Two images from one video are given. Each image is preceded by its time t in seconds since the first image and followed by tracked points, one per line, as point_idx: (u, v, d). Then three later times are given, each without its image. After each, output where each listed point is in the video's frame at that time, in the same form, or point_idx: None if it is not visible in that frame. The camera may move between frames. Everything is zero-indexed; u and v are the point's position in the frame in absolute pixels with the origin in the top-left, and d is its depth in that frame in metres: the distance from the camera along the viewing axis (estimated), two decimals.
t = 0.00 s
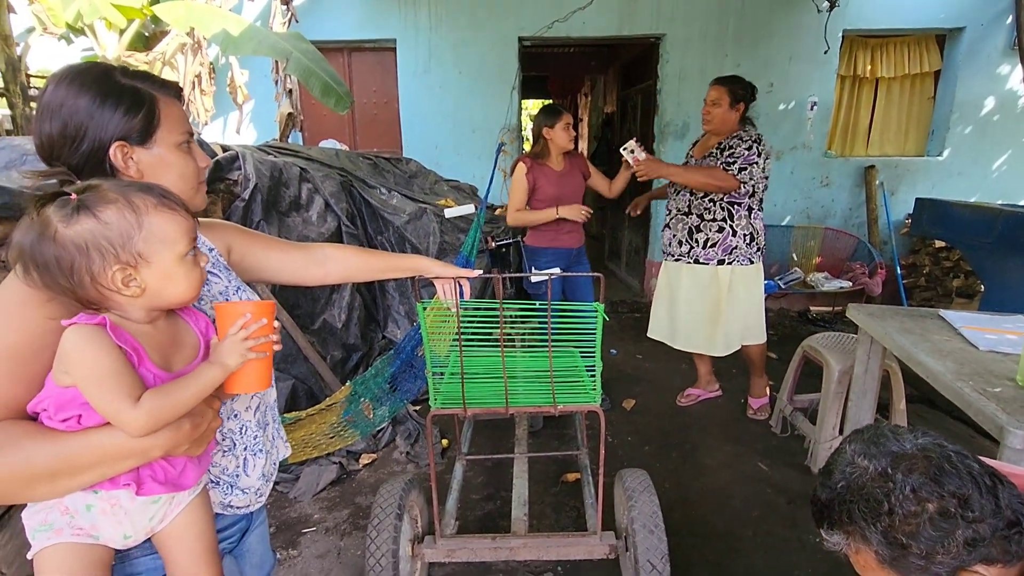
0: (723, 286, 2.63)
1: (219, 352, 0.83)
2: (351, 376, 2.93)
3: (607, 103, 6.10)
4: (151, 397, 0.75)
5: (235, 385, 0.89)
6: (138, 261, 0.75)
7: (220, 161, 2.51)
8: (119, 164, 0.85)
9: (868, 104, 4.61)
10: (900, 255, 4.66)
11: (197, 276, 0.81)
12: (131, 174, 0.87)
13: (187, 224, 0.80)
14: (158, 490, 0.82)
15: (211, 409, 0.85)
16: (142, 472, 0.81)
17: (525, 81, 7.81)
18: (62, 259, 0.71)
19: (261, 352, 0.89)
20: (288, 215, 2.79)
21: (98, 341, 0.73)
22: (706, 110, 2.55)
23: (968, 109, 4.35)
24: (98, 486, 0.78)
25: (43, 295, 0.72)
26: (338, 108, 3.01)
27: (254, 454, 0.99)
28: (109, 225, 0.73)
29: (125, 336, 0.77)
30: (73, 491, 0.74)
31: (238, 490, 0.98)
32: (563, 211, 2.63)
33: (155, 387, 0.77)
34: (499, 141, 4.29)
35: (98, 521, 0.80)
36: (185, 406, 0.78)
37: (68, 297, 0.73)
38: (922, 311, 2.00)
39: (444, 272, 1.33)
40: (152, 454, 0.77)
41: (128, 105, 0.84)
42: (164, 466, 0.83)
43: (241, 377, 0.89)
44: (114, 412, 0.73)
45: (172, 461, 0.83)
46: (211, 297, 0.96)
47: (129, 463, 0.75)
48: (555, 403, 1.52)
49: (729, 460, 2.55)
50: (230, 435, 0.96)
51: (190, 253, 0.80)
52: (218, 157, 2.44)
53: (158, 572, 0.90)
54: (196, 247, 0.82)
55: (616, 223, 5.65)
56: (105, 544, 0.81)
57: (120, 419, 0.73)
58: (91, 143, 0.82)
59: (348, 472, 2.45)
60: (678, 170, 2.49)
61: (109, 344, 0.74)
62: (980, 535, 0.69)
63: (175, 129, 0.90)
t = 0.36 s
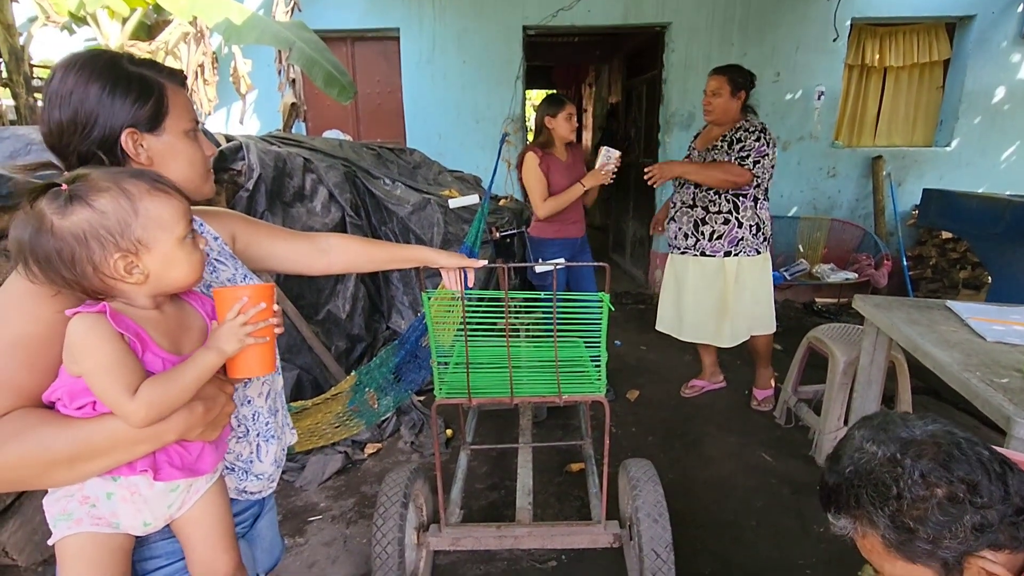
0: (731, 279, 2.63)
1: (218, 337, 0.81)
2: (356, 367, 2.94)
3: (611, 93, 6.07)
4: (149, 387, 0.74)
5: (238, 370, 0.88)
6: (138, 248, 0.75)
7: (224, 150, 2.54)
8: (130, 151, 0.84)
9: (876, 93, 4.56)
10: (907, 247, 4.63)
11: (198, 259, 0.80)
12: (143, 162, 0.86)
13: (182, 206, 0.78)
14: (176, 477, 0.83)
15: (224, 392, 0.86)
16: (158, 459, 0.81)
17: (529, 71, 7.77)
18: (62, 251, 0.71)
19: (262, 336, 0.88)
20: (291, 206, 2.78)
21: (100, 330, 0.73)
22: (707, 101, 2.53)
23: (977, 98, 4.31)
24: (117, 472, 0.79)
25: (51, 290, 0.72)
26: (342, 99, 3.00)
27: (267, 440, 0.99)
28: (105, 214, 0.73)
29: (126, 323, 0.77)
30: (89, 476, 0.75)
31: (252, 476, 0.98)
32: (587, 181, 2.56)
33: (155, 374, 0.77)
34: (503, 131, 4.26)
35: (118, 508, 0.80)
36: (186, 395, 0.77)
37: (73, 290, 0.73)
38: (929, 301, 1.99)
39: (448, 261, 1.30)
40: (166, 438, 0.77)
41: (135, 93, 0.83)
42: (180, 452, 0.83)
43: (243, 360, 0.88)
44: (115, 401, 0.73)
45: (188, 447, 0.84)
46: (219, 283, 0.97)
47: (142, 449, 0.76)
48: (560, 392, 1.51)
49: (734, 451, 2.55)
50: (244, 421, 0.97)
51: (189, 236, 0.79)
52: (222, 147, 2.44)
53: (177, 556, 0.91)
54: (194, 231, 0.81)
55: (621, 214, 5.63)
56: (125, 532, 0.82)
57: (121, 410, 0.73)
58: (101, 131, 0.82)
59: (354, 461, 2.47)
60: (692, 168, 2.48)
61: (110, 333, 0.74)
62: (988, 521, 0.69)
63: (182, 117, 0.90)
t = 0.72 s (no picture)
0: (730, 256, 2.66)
1: (193, 315, 0.79)
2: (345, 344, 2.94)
3: (600, 67, 6.00)
4: (120, 369, 0.73)
5: (220, 349, 0.86)
6: (113, 222, 0.74)
7: (205, 125, 2.51)
8: (105, 124, 0.83)
9: (863, 67, 4.56)
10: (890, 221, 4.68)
11: (176, 234, 0.79)
12: (118, 135, 0.85)
13: (156, 178, 0.77)
14: (162, 455, 0.82)
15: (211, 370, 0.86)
16: (144, 437, 0.81)
17: (517, 44, 7.65)
18: (34, 229, 0.70)
19: (241, 312, 0.85)
20: (276, 181, 2.74)
21: (74, 309, 0.72)
22: (706, 75, 2.51)
23: (963, 73, 4.33)
24: (103, 450, 0.79)
25: (26, 269, 0.71)
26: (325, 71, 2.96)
27: (257, 416, 1.00)
28: (75, 187, 0.71)
29: (102, 302, 0.76)
30: (75, 454, 0.75)
31: (244, 453, 0.99)
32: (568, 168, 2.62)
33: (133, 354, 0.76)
34: (490, 105, 4.22)
35: (106, 487, 0.80)
36: (163, 376, 0.76)
37: (49, 268, 0.73)
38: (910, 275, 2.02)
39: (437, 237, 1.29)
40: (150, 416, 0.77)
41: (111, 64, 0.82)
42: (166, 430, 0.83)
43: (224, 337, 0.86)
44: (89, 382, 0.72)
45: (174, 426, 0.83)
46: (206, 259, 0.96)
47: (126, 426, 0.76)
48: (550, 366, 1.52)
49: (719, 422, 2.61)
50: (234, 397, 0.97)
51: (165, 210, 0.78)
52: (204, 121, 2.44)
53: (168, 532, 0.92)
54: (171, 205, 0.79)
55: (609, 190, 5.62)
56: (114, 510, 0.82)
57: (96, 391, 0.72)
58: (74, 103, 0.80)
59: (345, 437, 2.48)
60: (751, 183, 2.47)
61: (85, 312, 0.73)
62: (964, 486, 0.72)
63: (160, 89, 0.87)
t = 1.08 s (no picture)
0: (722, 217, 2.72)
1: (123, 269, 0.72)
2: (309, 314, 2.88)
3: (564, 28, 5.90)
4: (46, 333, 0.69)
5: (157, 309, 0.81)
6: (28, 179, 0.69)
7: (147, 86, 2.32)
8: (17, 74, 0.77)
9: (822, 29, 4.59)
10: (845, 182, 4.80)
11: (101, 191, 0.74)
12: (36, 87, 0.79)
13: (75, 130, 0.72)
14: (104, 423, 0.79)
15: (153, 333, 0.82)
16: (83, 404, 0.78)
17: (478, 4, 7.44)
18: None
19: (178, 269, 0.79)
20: (228, 147, 2.63)
21: None
22: (699, 33, 2.49)
23: (916, 35, 4.41)
24: (40, 420, 0.76)
25: None
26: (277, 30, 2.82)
27: (210, 384, 0.97)
28: None
29: (25, 264, 0.71)
30: (9, 424, 0.72)
31: (197, 422, 0.97)
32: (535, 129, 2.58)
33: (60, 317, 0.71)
34: (452, 67, 4.11)
35: (46, 458, 0.77)
36: (94, 339, 0.72)
37: None
38: (863, 232, 2.08)
39: (396, 199, 1.26)
40: (88, 382, 0.75)
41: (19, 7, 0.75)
42: (108, 397, 0.80)
43: (160, 296, 0.80)
44: (13, 349, 0.68)
45: (116, 392, 0.80)
46: (148, 222, 0.91)
47: (61, 393, 0.73)
48: (517, 329, 1.53)
49: (682, 379, 2.68)
50: (184, 365, 0.93)
51: (87, 166, 0.73)
52: (145, 82, 2.27)
53: (118, 504, 0.90)
54: (95, 158, 0.74)
55: (575, 154, 5.59)
56: (57, 482, 0.79)
57: (21, 358, 0.69)
58: None
59: (312, 407, 2.46)
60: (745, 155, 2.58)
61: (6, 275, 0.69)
62: (907, 425, 0.75)
63: (80, 36, 0.81)
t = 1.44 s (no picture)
0: (698, 172, 2.74)
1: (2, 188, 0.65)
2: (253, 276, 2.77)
3: None
4: None
5: (48, 241, 0.73)
6: None
7: (54, 27, 2.06)
8: None
9: None
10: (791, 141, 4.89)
11: None
12: None
13: None
14: None
15: (45, 271, 0.76)
16: None
17: None
18: None
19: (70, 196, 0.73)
20: (156, 98, 2.45)
21: None
22: None
23: None
24: None
25: None
26: None
27: (126, 335, 0.91)
28: None
29: None
30: None
31: (112, 374, 0.91)
32: (494, 74, 2.68)
33: None
34: (400, 17, 3.93)
35: None
36: None
37: None
38: (804, 182, 2.11)
39: (335, 140, 1.18)
40: None
41: None
42: None
43: (45, 222, 0.73)
44: None
45: (8, 335, 0.73)
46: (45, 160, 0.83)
47: None
48: (464, 280, 1.49)
49: (633, 333, 2.72)
50: (94, 314, 0.87)
51: None
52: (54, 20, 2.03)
53: (23, 462, 0.86)
54: None
55: (529, 113, 5.49)
56: None
57: None
58: None
59: (259, 371, 2.39)
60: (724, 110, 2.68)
61: None
62: (840, 347, 0.77)
63: None
